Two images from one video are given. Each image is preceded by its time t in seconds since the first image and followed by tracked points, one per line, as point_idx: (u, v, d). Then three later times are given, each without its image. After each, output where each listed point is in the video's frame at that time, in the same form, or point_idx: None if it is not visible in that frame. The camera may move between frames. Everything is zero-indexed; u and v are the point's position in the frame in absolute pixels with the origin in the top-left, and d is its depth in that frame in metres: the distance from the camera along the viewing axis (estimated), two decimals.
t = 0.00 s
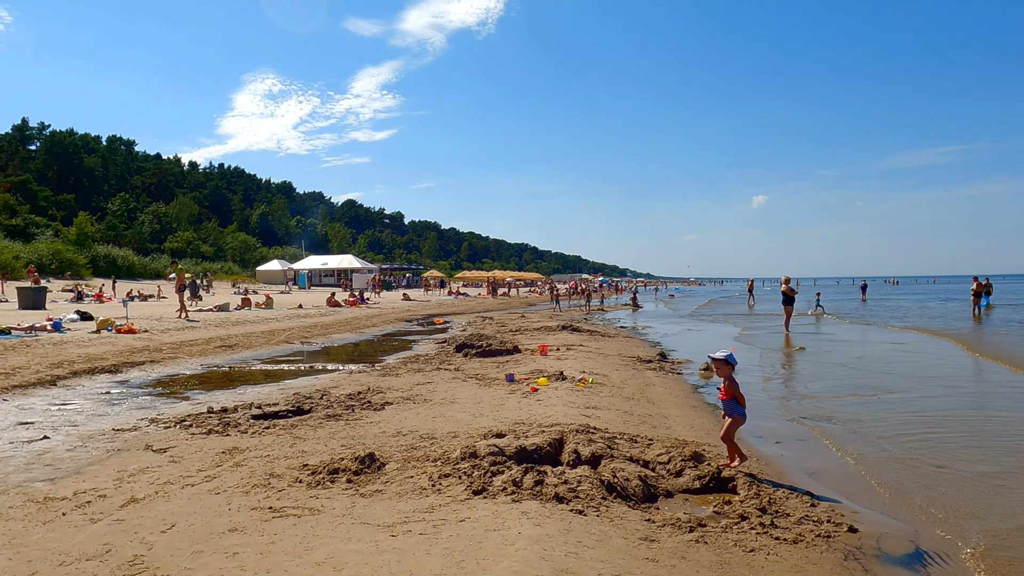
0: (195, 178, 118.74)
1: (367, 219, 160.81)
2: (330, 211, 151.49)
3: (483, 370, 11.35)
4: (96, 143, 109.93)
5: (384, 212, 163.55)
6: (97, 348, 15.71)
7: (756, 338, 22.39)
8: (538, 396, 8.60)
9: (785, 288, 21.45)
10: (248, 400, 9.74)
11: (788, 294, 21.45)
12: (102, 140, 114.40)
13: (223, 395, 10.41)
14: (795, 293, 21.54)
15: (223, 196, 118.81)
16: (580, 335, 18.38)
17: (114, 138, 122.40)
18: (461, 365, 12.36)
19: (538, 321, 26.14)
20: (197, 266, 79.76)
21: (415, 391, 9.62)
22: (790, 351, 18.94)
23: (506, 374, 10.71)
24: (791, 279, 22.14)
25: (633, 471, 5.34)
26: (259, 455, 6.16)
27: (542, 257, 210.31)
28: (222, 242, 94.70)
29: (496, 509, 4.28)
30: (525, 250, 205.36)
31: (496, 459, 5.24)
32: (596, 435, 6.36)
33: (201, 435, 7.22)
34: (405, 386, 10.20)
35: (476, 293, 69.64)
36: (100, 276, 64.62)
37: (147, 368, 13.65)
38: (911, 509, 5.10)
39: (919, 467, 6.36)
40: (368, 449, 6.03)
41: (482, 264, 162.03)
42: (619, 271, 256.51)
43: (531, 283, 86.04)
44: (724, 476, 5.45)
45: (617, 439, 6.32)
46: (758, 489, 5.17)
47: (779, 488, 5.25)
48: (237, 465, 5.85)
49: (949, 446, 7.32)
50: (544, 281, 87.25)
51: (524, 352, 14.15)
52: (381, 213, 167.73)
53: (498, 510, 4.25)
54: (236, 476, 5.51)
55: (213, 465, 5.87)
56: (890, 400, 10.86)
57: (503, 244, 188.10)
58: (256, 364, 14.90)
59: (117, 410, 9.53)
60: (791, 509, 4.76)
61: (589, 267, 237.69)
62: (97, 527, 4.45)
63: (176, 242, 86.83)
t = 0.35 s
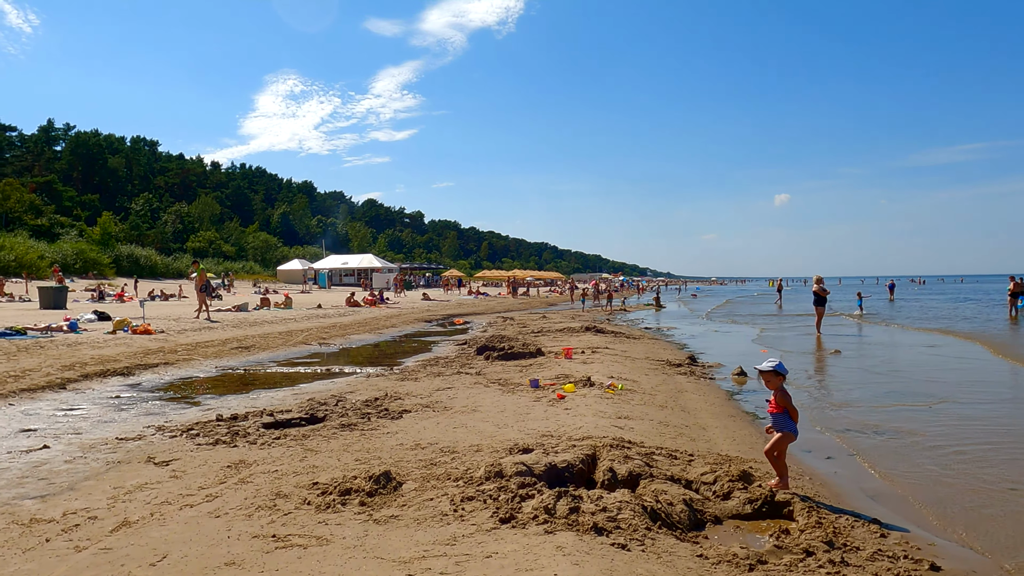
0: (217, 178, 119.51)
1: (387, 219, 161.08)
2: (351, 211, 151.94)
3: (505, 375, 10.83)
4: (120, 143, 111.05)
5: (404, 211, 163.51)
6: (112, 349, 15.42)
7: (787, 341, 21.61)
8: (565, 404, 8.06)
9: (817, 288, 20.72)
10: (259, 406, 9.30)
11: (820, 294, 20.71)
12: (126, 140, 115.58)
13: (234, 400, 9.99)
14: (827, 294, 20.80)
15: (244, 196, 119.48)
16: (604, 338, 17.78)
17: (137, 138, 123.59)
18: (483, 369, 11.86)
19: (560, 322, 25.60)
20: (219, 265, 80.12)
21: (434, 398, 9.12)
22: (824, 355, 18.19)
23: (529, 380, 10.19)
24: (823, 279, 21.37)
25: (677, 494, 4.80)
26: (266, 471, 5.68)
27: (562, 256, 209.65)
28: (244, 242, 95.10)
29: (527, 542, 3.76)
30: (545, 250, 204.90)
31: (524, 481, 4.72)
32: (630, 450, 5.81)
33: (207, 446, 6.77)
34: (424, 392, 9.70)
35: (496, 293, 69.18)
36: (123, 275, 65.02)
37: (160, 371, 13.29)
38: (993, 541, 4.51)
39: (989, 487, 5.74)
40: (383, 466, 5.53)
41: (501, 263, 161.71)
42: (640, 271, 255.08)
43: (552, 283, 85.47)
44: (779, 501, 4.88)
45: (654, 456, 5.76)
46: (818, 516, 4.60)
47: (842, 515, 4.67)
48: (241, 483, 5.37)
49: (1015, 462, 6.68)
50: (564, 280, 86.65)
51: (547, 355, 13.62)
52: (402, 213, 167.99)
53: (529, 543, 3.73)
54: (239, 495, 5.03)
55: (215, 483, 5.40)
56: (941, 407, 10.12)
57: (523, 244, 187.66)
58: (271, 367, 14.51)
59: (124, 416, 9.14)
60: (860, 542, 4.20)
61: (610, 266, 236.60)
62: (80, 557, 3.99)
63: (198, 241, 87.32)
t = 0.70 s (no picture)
0: (238, 179, 120.15)
1: (407, 219, 161.33)
2: (370, 211, 152.34)
3: (528, 383, 10.31)
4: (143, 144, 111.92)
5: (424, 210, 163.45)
6: (126, 352, 15.12)
7: (818, 344, 20.84)
8: (595, 416, 7.54)
9: (851, 289, 19.96)
10: (272, 415, 8.87)
11: (854, 295, 19.95)
12: (148, 141, 116.53)
13: (246, 409, 9.57)
14: (861, 295, 20.04)
15: (265, 196, 120.00)
16: (629, 341, 17.20)
17: (159, 138, 124.54)
18: (505, 375, 11.37)
19: (582, 323, 25.05)
20: (239, 265, 80.35)
21: (456, 407, 8.63)
22: (860, 358, 17.42)
23: (555, 388, 9.66)
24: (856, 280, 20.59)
25: (729, 527, 4.27)
26: (273, 494, 5.22)
27: (581, 256, 208.91)
28: (264, 242, 95.37)
29: None
30: (564, 249, 204.18)
31: (557, 513, 4.23)
32: (671, 472, 5.28)
33: (214, 462, 6.32)
34: (444, 401, 9.22)
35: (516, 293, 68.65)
36: (145, 276, 65.35)
37: (173, 375, 12.94)
38: None
39: None
40: (400, 491, 5.04)
41: (521, 263, 161.28)
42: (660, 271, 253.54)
43: (571, 284, 84.84)
44: (844, 536, 4.33)
45: (698, 479, 5.23)
46: (892, 558, 4.06)
47: (919, 556, 4.13)
48: (246, 508, 4.91)
49: None
50: (585, 280, 86.00)
51: (571, 360, 13.07)
52: (421, 212, 168.18)
53: None
54: (243, 524, 4.57)
55: (218, 508, 4.95)
56: (1000, 420, 9.43)
57: (542, 244, 187.33)
58: (287, 371, 14.12)
59: (131, 424, 8.74)
60: None
61: (629, 266, 235.36)
62: None
63: (219, 241, 87.71)
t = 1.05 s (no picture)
0: (255, 179, 120.54)
1: (423, 219, 161.22)
2: (387, 211, 152.44)
3: (547, 389, 9.80)
4: (161, 145, 112.58)
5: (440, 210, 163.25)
6: (134, 354, 14.77)
7: (845, 346, 20.15)
8: (620, 426, 7.01)
9: (880, 290, 19.25)
10: (277, 422, 8.42)
11: (883, 296, 19.23)
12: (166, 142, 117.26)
13: (251, 414, 9.12)
14: (891, 295, 19.32)
15: (282, 196, 120.26)
16: (650, 342, 16.63)
17: (177, 139, 125.30)
18: (522, 379, 10.85)
19: (600, 324, 24.50)
20: (256, 265, 80.43)
21: (470, 415, 8.12)
22: (892, 361, 16.71)
23: (574, 394, 9.14)
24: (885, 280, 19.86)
25: (782, 562, 3.73)
26: (269, 516, 4.73)
27: (598, 255, 207.91)
28: (281, 242, 95.51)
29: None
30: (580, 249, 203.35)
31: (585, 547, 3.71)
32: (709, 494, 4.74)
33: (210, 475, 5.86)
34: (459, 407, 8.71)
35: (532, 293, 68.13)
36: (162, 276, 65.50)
37: (180, 378, 12.55)
38: None
39: None
40: (407, 515, 4.53)
41: (537, 263, 160.70)
42: (677, 271, 251.91)
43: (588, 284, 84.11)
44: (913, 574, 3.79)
45: (740, 502, 4.68)
46: None
47: None
48: (237, 533, 4.43)
49: None
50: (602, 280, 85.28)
51: (591, 363, 12.53)
52: (437, 212, 168.04)
53: None
54: (233, 553, 4.09)
55: (207, 532, 4.48)
56: None
57: (558, 244, 186.65)
58: (297, 374, 13.69)
59: (130, 431, 8.32)
60: None
61: (646, 266, 234.01)
62: None
63: (237, 242, 87.93)
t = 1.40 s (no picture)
0: (266, 179, 120.57)
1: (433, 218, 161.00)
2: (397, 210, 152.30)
3: (561, 395, 9.29)
4: (173, 145, 112.78)
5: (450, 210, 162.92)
6: (135, 355, 14.35)
7: (868, 348, 19.52)
8: (641, 438, 6.47)
9: (904, 290, 18.61)
10: (275, 431, 7.95)
11: (907, 296, 18.59)
12: (178, 142, 117.47)
13: (249, 422, 8.67)
14: (915, 296, 18.67)
15: (293, 196, 120.23)
16: (666, 345, 16.08)
17: (189, 139, 125.50)
18: (534, 385, 10.33)
19: (613, 325, 23.96)
20: (267, 265, 80.29)
21: (479, 425, 7.60)
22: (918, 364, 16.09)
23: (590, 402, 8.62)
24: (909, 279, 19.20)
25: None
26: (256, 543, 4.25)
27: (609, 255, 207.15)
28: (292, 242, 95.40)
29: None
30: (591, 249, 202.62)
31: None
32: (748, 521, 4.22)
33: (196, 493, 5.39)
34: (469, 415, 8.23)
35: (543, 293, 67.63)
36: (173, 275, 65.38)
37: (180, 381, 12.12)
38: None
39: None
40: (407, 545, 4.03)
41: (548, 263, 160.16)
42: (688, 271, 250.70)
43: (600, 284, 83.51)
44: None
45: (783, 531, 4.16)
46: None
47: None
48: (217, 564, 3.94)
49: None
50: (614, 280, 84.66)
51: (606, 367, 12.00)
52: (448, 212, 167.76)
53: None
54: None
55: (185, 563, 4.00)
56: None
57: (568, 244, 186.08)
58: (301, 377, 13.23)
59: (120, 440, 7.85)
60: None
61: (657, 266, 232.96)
62: None
63: (248, 241, 87.87)
